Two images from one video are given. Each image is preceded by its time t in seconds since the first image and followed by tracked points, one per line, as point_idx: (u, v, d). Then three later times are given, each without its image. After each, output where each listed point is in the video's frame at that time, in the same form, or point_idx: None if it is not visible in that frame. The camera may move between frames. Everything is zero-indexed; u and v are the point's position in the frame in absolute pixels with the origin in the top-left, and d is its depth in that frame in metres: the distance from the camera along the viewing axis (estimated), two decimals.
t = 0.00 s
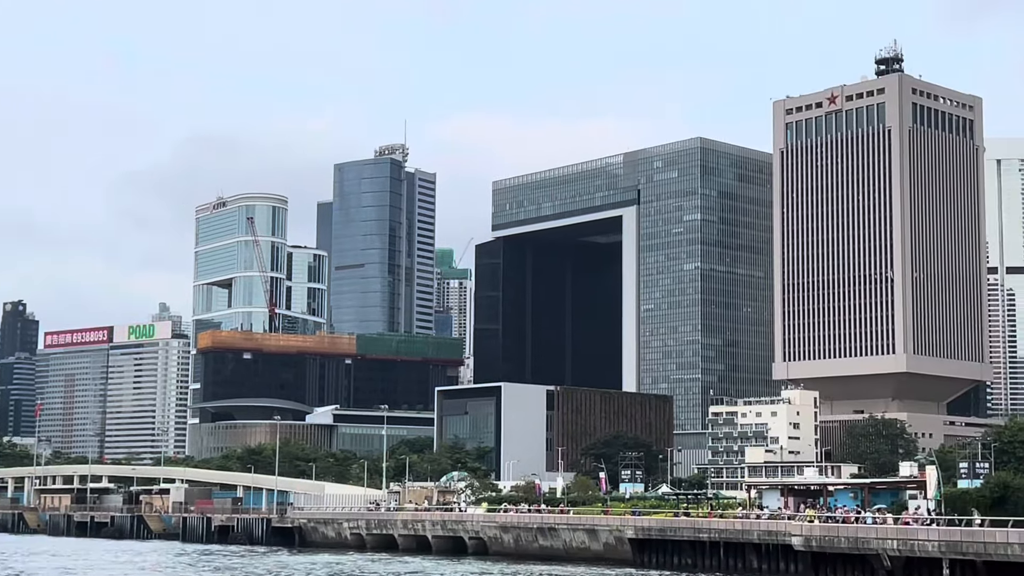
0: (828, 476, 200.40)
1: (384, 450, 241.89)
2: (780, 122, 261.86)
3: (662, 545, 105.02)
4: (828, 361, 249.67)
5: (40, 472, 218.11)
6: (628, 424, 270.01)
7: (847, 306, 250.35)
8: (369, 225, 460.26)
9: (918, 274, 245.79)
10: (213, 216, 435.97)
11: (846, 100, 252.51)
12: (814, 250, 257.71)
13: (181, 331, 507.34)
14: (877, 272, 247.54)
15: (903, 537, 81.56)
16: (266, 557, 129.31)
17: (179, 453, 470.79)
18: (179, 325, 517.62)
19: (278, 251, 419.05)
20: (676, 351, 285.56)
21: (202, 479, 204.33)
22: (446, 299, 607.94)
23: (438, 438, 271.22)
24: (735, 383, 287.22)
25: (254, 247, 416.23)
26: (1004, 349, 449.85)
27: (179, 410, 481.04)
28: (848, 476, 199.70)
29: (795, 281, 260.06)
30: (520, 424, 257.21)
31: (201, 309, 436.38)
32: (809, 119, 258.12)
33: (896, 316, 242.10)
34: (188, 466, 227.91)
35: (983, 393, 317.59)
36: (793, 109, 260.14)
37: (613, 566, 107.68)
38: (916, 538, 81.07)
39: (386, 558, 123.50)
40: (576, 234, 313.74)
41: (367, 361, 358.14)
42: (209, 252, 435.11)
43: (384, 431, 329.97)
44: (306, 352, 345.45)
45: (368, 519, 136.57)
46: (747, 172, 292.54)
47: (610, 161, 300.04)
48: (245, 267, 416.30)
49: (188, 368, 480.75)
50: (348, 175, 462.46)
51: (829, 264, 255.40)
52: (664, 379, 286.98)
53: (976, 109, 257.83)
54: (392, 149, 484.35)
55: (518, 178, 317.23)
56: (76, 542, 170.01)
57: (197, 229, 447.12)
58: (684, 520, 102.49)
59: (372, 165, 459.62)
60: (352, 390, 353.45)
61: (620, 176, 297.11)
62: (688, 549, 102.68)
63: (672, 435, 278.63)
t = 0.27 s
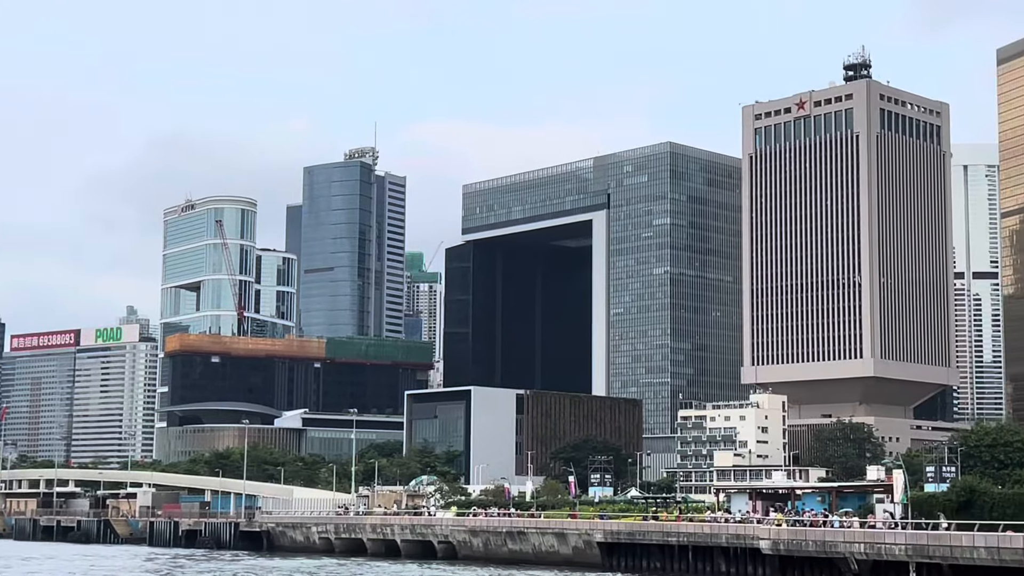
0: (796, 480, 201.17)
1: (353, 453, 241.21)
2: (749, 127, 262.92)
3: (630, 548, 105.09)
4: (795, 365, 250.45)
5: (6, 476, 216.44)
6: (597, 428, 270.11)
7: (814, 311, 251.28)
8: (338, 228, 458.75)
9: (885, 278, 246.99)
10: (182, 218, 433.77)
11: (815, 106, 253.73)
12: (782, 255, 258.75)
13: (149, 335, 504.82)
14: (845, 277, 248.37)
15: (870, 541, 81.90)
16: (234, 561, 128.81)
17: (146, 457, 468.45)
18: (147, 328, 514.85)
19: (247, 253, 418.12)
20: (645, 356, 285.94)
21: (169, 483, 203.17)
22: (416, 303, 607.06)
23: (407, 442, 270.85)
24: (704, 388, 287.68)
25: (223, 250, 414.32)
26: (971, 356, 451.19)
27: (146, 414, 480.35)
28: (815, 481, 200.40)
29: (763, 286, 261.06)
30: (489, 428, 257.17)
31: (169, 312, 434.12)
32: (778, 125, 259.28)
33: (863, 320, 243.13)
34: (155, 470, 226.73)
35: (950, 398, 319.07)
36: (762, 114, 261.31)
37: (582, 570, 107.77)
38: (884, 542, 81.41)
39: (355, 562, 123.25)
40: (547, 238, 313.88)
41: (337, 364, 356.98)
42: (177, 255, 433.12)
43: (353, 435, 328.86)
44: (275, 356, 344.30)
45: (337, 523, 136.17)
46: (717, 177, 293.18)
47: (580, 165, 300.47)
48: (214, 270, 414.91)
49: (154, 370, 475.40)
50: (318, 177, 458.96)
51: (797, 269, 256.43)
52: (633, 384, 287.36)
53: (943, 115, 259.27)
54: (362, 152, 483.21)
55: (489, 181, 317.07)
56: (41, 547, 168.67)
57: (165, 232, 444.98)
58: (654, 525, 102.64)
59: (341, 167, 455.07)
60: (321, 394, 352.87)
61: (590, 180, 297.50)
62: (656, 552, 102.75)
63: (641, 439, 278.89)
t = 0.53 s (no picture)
0: (764, 482, 202.00)
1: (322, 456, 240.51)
2: (718, 131, 263.56)
3: (600, 550, 105.11)
4: (764, 368, 251.47)
5: None
6: (567, 430, 270.27)
7: (783, 315, 252.21)
8: (309, 230, 457.92)
9: (853, 283, 248.28)
10: (150, 220, 430.92)
11: (784, 111, 254.86)
12: (752, 258, 259.62)
13: (117, 337, 502.18)
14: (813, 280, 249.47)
15: (837, 543, 82.20)
16: (200, 565, 128.09)
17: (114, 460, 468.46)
18: (115, 330, 511.97)
19: (217, 256, 416.29)
20: (615, 358, 286.41)
21: (136, 486, 201.96)
22: (386, 305, 606.31)
23: (377, 445, 270.57)
24: (673, 391, 288.35)
25: (192, 252, 412.39)
26: (937, 360, 453.22)
27: (114, 417, 480.46)
28: (784, 483, 201.25)
29: (733, 289, 261.83)
30: (459, 430, 256.95)
31: (137, 314, 431.36)
32: (747, 129, 260.22)
33: (831, 324, 244.32)
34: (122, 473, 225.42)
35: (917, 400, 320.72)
36: (731, 119, 262.18)
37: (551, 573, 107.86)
38: (851, 544, 81.77)
39: (325, 565, 123.04)
40: (517, 241, 314.09)
41: (306, 367, 355.69)
42: (145, 256, 431.04)
43: (323, 438, 327.69)
44: (244, 358, 342.82)
45: (305, 526, 135.69)
46: (687, 180, 294.00)
47: (550, 168, 300.87)
48: (182, 272, 413.56)
49: (122, 374, 478.04)
50: (288, 180, 458.68)
51: (766, 272, 257.37)
52: (603, 386, 287.84)
53: (911, 120, 260.79)
54: (332, 154, 482.42)
55: (459, 184, 316.90)
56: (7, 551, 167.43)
57: (134, 233, 442.09)
58: (623, 527, 102.65)
59: (311, 169, 455.19)
60: (290, 397, 351.02)
61: (560, 183, 297.97)
62: (625, 555, 102.69)
63: (611, 442, 279.19)
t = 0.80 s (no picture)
0: (731, 485, 202.41)
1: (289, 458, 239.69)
2: (687, 134, 264.29)
3: (568, 552, 104.98)
4: (731, 371, 252.26)
5: None
6: (535, 433, 270.19)
7: (751, 318, 253.07)
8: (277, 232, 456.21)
9: (820, 286, 249.33)
10: (117, 220, 428.24)
11: (752, 115, 255.58)
12: (720, 262, 260.39)
13: (83, 338, 499.03)
14: (781, 284, 250.43)
15: (804, 546, 82.33)
16: (166, 567, 127.21)
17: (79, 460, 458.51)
18: (81, 331, 508.57)
19: (184, 256, 415.81)
20: (584, 361, 286.55)
21: (102, 488, 200.62)
22: (354, 307, 604.74)
23: (345, 447, 269.98)
24: (642, 393, 288.67)
25: (158, 252, 410.91)
26: (903, 362, 454.24)
27: (79, 418, 473.73)
28: (751, 486, 201.80)
29: (701, 292, 262.59)
30: (427, 433, 256.49)
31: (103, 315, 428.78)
32: (716, 133, 260.94)
33: (798, 327, 245.25)
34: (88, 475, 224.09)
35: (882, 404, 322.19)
36: (700, 122, 262.89)
37: None
38: (817, 547, 81.89)
39: (292, 568, 122.55)
40: (486, 243, 313.95)
41: (274, 368, 354.47)
42: (112, 257, 428.27)
43: (291, 440, 326.52)
44: (212, 360, 342.60)
45: (272, 529, 135.19)
46: (656, 184, 294.54)
47: (520, 171, 300.95)
48: (149, 273, 411.63)
49: (88, 375, 472.61)
50: (256, 180, 455.76)
51: (734, 276, 258.25)
52: (572, 389, 288.04)
53: (877, 124, 262.20)
54: (301, 156, 481.03)
55: (428, 186, 316.38)
56: None
57: (100, 234, 439.60)
58: (592, 530, 102.47)
59: (280, 171, 452.29)
60: (258, 398, 350.90)
61: (530, 186, 298.08)
62: (594, 557, 102.75)
63: (579, 444, 279.24)
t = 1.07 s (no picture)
0: (697, 486, 203.00)
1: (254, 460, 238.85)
2: (654, 137, 265.13)
3: (533, 554, 104.79)
4: (697, 373, 253.03)
5: None
6: (502, 435, 270.21)
7: (717, 320, 254.02)
8: (243, 232, 454.76)
9: (785, 288, 250.37)
10: (81, 220, 425.35)
11: (718, 118, 256.43)
12: (687, 264, 261.25)
13: (47, 338, 495.75)
14: (746, 287, 251.51)
15: (768, 547, 82.49)
16: (129, 569, 126.35)
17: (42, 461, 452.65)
18: (44, 331, 505.00)
19: (149, 256, 412.51)
20: (551, 362, 286.85)
21: (65, 489, 199.28)
22: (321, 307, 603.06)
23: (310, 449, 269.17)
24: (609, 395, 289.14)
25: (123, 252, 408.03)
26: (869, 365, 456.07)
27: (41, 419, 468.51)
28: (716, 487, 202.47)
29: (667, 294, 263.46)
30: (393, 434, 256.16)
31: (66, 314, 425.95)
32: (682, 136, 261.80)
33: (763, 330, 246.28)
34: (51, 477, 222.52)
35: (847, 406, 323.87)
36: (667, 125, 263.76)
37: None
38: (782, 548, 81.97)
39: (257, 569, 122.08)
40: (453, 245, 313.80)
41: (239, 369, 353.37)
42: (76, 257, 425.34)
43: (256, 441, 325.15)
44: (176, 360, 339.71)
45: (236, 531, 134.49)
46: (624, 186, 295.09)
47: (487, 172, 300.97)
48: (114, 273, 409.23)
49: (52, 376, 471.15)
50: (222, 180, 454.41)
51: (700, 278, 259.22)
52: (539, 391, 288.34)
53: (843, 128, 263.55)
54: (267, 155, 479.43)
55: (395, 187, 315.87)
56: None
57: (64, 233, 436.41)
58: (557, 531, 102.43)
59: (246, 170, 451.45)
60: (222, 400, 349.44)
61: (497, 187, 298.17)
62: (560, 559, 102.65)
63: (546, 446, 279.43)
